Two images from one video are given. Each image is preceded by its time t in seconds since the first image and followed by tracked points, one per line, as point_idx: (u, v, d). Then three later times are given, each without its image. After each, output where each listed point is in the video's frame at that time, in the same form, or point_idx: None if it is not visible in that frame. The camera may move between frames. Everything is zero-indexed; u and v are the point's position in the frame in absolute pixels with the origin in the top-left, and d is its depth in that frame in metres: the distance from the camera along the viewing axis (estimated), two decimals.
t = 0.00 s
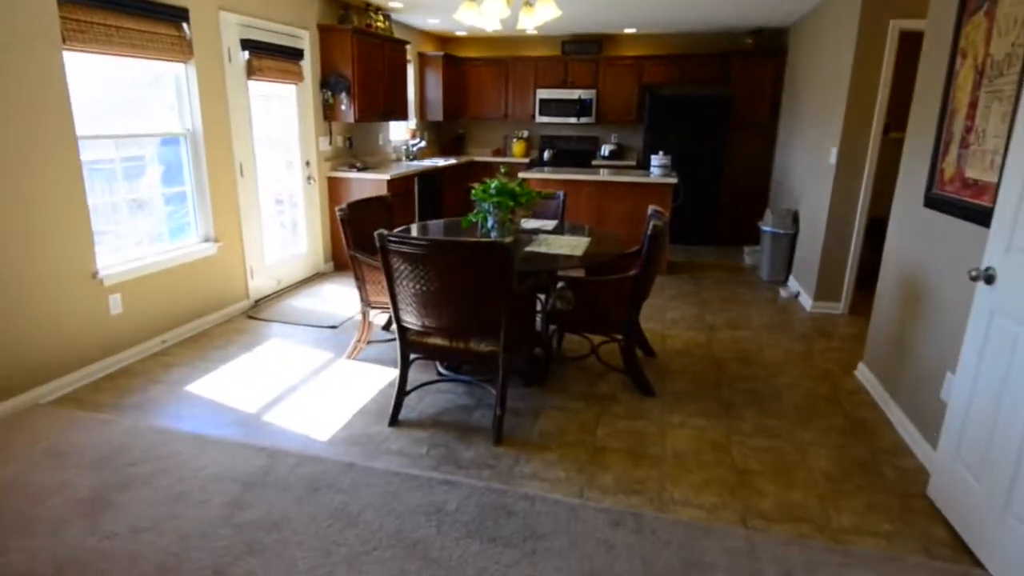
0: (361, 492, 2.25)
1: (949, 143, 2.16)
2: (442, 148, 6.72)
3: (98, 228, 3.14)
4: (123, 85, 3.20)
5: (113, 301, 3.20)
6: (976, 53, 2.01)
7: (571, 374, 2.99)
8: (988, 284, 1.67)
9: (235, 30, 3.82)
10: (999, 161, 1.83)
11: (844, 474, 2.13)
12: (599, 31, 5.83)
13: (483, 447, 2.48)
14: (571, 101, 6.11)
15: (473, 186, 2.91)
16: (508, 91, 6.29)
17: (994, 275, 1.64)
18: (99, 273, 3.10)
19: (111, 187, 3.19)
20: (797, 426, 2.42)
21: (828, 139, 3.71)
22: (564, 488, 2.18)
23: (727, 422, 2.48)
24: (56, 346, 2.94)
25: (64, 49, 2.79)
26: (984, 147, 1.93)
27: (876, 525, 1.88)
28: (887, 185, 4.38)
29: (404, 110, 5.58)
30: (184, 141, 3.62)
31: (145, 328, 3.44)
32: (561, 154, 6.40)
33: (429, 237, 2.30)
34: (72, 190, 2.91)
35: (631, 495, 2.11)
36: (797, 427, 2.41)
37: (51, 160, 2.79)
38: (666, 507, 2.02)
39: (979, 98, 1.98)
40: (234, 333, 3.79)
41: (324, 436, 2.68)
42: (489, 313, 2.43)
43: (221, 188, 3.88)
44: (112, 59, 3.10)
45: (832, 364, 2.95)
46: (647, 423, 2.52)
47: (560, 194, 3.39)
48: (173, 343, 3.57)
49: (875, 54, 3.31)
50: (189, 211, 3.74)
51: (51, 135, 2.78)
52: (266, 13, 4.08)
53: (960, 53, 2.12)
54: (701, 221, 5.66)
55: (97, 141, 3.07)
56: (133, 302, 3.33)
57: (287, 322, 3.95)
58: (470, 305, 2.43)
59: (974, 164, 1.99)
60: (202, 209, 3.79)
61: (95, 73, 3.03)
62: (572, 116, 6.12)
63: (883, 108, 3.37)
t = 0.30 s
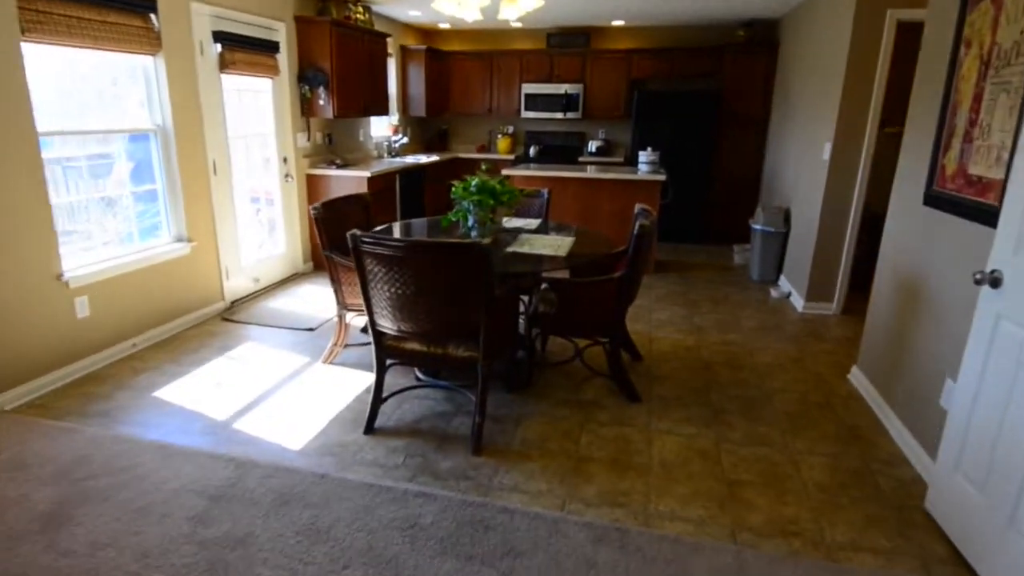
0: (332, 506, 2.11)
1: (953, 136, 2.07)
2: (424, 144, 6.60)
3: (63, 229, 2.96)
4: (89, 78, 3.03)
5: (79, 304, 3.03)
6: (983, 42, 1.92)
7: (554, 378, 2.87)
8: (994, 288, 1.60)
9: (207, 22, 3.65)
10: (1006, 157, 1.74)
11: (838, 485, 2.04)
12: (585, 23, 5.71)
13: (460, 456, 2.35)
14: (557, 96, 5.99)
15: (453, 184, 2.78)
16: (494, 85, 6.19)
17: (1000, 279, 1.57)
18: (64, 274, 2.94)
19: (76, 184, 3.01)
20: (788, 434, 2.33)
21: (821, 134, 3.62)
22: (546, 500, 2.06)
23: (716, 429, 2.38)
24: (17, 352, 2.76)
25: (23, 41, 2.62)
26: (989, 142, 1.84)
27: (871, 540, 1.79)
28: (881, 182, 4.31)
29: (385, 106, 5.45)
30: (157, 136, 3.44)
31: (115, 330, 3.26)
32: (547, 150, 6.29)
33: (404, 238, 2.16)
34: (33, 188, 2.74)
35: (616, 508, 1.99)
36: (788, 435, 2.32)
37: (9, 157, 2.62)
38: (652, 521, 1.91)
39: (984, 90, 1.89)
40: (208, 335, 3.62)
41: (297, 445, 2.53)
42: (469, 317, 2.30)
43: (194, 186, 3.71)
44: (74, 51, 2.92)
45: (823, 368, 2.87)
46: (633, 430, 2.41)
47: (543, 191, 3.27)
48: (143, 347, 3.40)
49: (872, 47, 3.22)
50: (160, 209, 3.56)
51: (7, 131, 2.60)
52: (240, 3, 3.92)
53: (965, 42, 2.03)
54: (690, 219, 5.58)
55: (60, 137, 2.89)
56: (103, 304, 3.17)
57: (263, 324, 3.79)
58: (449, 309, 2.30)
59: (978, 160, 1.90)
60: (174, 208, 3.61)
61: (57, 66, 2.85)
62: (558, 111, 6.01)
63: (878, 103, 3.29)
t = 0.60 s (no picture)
0: (298, 521, 1.94)
1: (953, 129, 1.97)
2: (405, 137, 6.43)
3: (15, 230, 2.73)
4: (42, 69, 2.79)
5: (36, 306, 2.82)
6: (986, 28, 1.82)
7: (536, 382, 2.74)
8: (1000, 289, 1.53)
9: (171, 9, 3.43)
10: (1012, 150, 1.65)
11: (832, 495, 1.93)
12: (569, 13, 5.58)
13: (436, 466, 2.20)
14: (541, 87, 5.86)
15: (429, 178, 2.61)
16: (477, 77, 6.04)
17: (1007, 279, 1.51)
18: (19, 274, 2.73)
19: (33, 181, 2.79)
20: (780, 441, 2.22)
21: (813, 126, 3.52)
22: (525, 514, 1.92)
23: (704, 436, 2.26)
24: None
25: None
26: (993, 134, 1.75)
27: (869, 555, 1.69)
28: (873, 176, 4.24)
29: (364, 98, 5.27)
30: (119, 130, 3.22)
31: (77, 334, 3.06)
32: (531, 143, 6.15)
33: (374, 237, 1.99)
34: None
35: (600, 523, 1.86)
36: (781, 442, 2.21)
37: None
38: (638, 537, 1.79)
39: (987, 79, 1.80)
40: (176, 337, 3.37)
41: (264, 453, 2.31)
42: (446, 320, 2.14)
43: (162, 182, 3.48)
44: (24, 40, 2.69)
45: (815, 369, 2.76)
46: (618, 438, 2.28)
47: (525, 186, 3.13)
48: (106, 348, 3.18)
49: (865, 35, 3.12)
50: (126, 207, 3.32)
51: None
52: None
53: (967, 28, 1.92)
54: (676, 214, 5.48)
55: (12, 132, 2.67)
56: (63, 305, 2.96)
57: (236, 324, 3.56)
58: (424, 312, 2.14)
59: (981, 153, 1.80)
60: (141, 205, 3.38)
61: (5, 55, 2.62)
62: (541, 103, 5.88)
63: (871, 94, 3.19)
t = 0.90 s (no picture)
0: (255, 541, 1.77)
1: (946, 121, 1.87)
2: (381, 132, 6.27)
3: None
4: None
5: None
6: (982, 16, 1.72)
7: (512, 387, 2.61)
8: (1001, 292, 1.44)
9: None
10: (1012, 143, 1.56)
11: (820, 508, 1.82)
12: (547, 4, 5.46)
13: (404, 478, 2.06)
14: (518, 80, 5.71)
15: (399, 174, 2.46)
16: (455, 70, 5.90)
17: (1008, 282, 1.42)
18: None
19: None
20: (767, 449, 2.11)
21: (798, 119, 3.43)
22: (496, 532, 1.78)
23: (686, 444, 2.15)
24: None
25: None
26: (990, 128, 1.65)
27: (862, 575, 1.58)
28: (858, 171, 4.18)
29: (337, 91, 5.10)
30: (79, 126, 2.98)
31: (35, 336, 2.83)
32: (511, 138, 6.01)
33: (337, 239, 1.85)
34: None
35: (576, 542, 1.73)
36: (767, 450, 2.10)
37: None
38: (617, 558, 1.66)
39: (984, 68, 1.70)
40: (139, 341, 3.16)
41: (223, 467, 2.14)
42: (416, 326, 2.01)
43: (125, 180, 3.25)
44: None
45: (802, 371, 2.67)
46: (598, 447, 2.16)
47: (501, 181, 3.00)
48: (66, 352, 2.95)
49: (852, 24, 3.03)
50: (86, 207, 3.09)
51: None
52: None
53: (962, 15, 1.82)
54: (659, 210, 5.38)
55: None
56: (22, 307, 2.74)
57: (202, 327, 3.37)
58: (392, 318, 2.00)
59: (977, 147, 1.71)
60: (104, 204, 3.15)
61: None
62: (521, 97, 5.72)
63: (858, 85, 3.11)
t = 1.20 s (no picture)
0: (203, 563, 1.69)
1: (910, 115, 1.85)
2: (350, 124, 6.12)
3: None
4: None
5: None
6: (945, 7, 1.70)
7: (480, 389, 2.55)
8: (962, 290, 1.43)
9: None
10: (974, 138, 1.55)
11: (787, 507, 1.81)
12: None
13: (366, 489, 1.99)
14: (491, 71, 5.60)
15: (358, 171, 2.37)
16: (425, 60, 5.75)
17: (968, 280, 1.41)
18: None
19: None
20: (734, 448, 2.10)
21: (768, 113, 3.42)
22: (460, 543, 1.73)
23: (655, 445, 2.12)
24: None
25: None
26: (952, 122, 1.64)
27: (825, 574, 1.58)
28: (828, 164, 4.20)
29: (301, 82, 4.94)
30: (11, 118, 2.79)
31: None
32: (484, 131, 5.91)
33: (288, 239, 1.75)
34: None
35: (542, 551, 1.69)
36: (735, 449, 2.09)
37: None
38: (584, 565, 1.63)
39: (947, 61, 1.68)
40: (88, 348, 3.01)
41: (171, 483, 2.04)
42: (374, 329, 1.93)
43: (66, 176, 3.07)
44: None
45: (771, 367, 2.67)
46: (566, 450, 2.12)
47: (469, 176, 2.92)
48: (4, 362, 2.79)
49: (820, 17, 3.01)
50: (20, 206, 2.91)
51: None
52: None
53: (926, 7, 1.80)
54: (634, 204, 5.37)
55: None
56: None
57: (158, 332, 3.23)
58: (349, 322, 1.91)
59: (940, 141, 1.69)
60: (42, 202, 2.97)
61: None
62: (494, 89, 5.62)
63: (827, 79, 3.10)
